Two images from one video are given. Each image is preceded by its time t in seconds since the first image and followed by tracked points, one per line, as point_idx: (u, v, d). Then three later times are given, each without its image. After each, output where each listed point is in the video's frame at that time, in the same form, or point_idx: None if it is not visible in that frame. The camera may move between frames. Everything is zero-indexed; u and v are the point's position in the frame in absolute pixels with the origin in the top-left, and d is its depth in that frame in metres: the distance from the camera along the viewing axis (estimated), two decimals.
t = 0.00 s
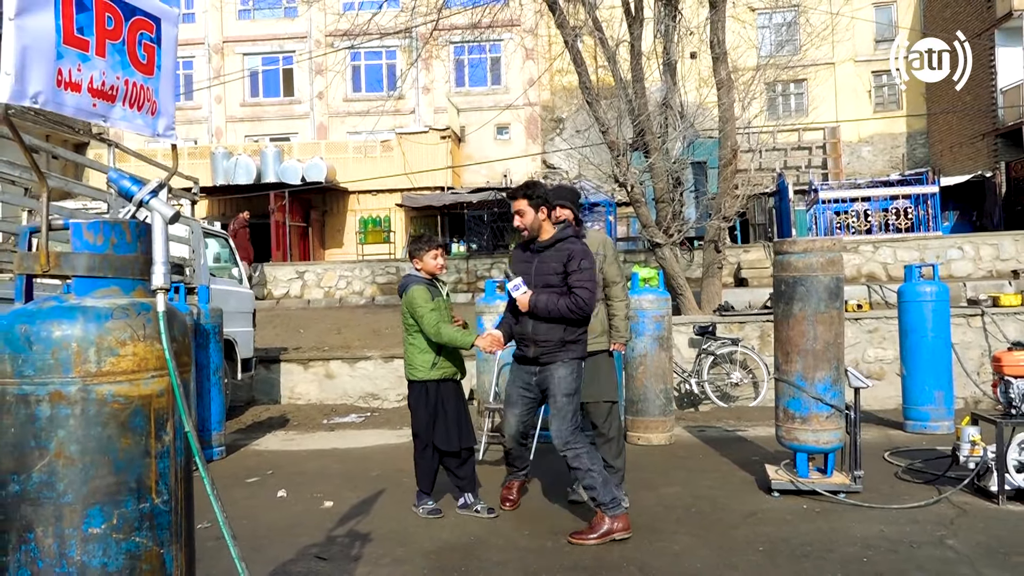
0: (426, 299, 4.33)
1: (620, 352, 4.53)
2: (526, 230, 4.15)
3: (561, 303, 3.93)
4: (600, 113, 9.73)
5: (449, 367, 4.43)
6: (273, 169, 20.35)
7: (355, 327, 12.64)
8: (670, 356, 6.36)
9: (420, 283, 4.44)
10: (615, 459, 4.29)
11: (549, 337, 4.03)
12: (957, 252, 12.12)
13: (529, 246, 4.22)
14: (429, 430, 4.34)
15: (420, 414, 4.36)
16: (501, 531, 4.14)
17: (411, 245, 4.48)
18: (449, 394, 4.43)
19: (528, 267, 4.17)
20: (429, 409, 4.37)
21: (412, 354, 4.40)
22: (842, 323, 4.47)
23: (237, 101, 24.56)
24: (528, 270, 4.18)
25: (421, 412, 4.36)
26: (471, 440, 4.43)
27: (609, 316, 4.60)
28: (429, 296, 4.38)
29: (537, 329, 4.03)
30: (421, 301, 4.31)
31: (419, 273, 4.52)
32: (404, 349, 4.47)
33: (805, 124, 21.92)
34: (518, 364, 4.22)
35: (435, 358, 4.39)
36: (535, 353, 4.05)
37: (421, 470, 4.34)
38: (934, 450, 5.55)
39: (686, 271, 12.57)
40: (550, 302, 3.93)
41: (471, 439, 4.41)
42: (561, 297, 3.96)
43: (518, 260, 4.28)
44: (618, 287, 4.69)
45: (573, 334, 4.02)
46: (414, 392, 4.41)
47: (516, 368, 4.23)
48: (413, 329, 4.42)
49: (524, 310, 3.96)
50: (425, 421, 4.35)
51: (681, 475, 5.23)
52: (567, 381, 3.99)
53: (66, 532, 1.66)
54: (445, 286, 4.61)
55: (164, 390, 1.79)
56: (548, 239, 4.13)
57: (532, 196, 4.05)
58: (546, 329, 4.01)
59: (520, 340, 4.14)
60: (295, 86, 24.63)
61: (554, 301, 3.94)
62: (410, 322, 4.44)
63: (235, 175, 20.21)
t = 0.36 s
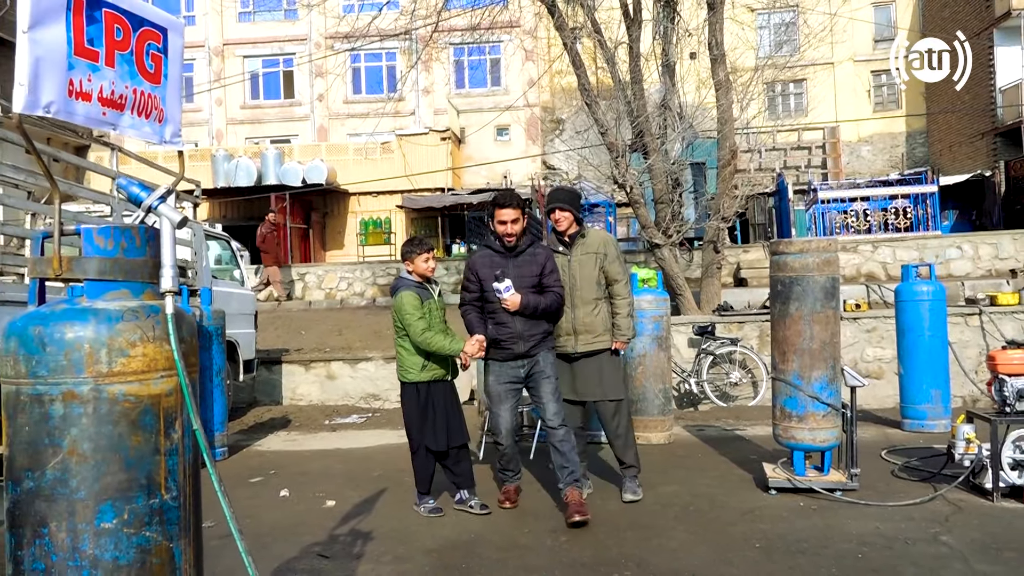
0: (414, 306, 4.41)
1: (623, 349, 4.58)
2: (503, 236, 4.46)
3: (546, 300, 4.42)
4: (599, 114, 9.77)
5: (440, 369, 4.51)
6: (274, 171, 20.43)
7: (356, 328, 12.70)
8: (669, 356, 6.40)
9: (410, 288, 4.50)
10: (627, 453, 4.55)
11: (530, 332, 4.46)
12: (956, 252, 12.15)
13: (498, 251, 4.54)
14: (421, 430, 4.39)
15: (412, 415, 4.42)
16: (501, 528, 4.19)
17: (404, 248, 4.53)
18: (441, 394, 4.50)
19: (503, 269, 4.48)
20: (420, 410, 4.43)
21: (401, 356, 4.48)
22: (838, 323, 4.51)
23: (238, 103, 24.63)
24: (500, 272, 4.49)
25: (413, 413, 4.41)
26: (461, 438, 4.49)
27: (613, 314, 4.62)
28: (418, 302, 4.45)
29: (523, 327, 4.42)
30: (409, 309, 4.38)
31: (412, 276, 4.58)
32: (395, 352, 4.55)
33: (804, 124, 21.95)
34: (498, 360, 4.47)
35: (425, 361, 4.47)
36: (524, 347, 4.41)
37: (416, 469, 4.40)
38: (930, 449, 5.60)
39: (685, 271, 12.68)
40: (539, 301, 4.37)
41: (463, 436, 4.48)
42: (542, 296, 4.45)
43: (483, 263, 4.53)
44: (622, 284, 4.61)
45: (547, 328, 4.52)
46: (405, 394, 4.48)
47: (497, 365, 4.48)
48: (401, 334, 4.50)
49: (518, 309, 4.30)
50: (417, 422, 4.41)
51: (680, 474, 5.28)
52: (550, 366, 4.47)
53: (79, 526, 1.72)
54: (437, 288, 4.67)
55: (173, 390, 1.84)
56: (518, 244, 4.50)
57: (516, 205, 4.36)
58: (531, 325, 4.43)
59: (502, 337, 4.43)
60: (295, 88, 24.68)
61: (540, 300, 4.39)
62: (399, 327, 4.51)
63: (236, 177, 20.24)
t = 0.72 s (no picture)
0: (415, 308, 4.46)
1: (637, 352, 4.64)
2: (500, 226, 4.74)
3: (538, 285, 4.79)
4: (598, 116, 9.81)
5: (440, 367, 4.58)
6: (273, 171, 20.45)
7: (356, 329, 12.75)
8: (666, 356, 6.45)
9: (412, 288, 4.55)
10: (636, 451, 4.67)
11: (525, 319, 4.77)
12: (953, 251, 12.22)
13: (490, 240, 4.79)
14: (422, 430, 4.44)
15: (412, 415, 4.47)
16: (501, 526, 4.25)
17: (405, 248, 4.56)
18: (441, 393, 4.58)
19: (499, 259, 4.77)
20: (420, 409, 4.48)
21: (402, 356, 4.53)
22: (834, 322, 4.57)
23: (237, 104, 24.66)
24: (496, 260, 4.75)
25: (414, 412, 4.46)
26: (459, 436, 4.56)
27: (629, 317, 4.68)
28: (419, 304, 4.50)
29: (519, 313, 4.73)
30: (410, 311, 4.44)
31: (412, 277, 4.62)
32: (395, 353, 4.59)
33: (803, 125, 22.00)
34: (495, 346, 4.71)
35: (425, 361, 4.52)
36: (521, 335, 4.71)
37: (419, 469, 4.43)
38: (926, 447, 5.66)
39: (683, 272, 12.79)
40: (535, 287, 4.75)
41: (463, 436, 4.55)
42: (533, 282, 4.81)
43: (479, 251, 4.76)
44: (640, 288, 4.66)
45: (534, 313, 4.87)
46: (405, 394, 4.53)
47: (492, 351, 4.71)
48: (400, 335, 4.55)
49: (518, 295, 4.64)
50: (416, 421, 4.46)
51: (678, 472, 5.33)
52: (538, 358, 4.82)
53: (94, 521, 1.77)
54: (437, 289, 4.74)
55: (184, 388, 1.89)
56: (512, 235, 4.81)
57: (517, 197, 4.67)
58: (524, 310, 4.76)
59: (499, 323, 4.69)
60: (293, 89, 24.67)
61: (533, 285, 4.76)
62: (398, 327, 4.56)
63: (234, 178, 20.25)
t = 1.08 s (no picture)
0: (420, 309, 4.51)
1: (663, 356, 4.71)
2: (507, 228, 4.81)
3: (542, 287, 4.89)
4: (600, 118, 9.87)
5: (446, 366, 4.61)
6: (276, 173, 20.47)
7: (359, 330, 12.79)
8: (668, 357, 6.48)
9: (418, 290, 4.60)
10: (647, 453, 4.69)
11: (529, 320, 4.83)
12: (956, 252, 12.23)
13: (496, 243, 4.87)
14: (427, 430, 4.49)
15: (417, 414, 4.53)
16: (505, 525, 4.29)
17: (411, 250, 4.60)
18: (446, 393, 4.62)
19: (506, 260, 4.84)
20: (425, 409, 4.53)
21: (407, 357, 4.57)
22: (834, 324, 4.61)
23: (240, 106, 24.74)
24: (503, 262, 4.83)
25: (418, 412, 4.51)
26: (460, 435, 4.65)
27: (656, 320, 4.73)
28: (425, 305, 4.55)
29: (525, 314, 4.81)
30: (415, 312, 4.49)
31: (417, 278, 4.66)
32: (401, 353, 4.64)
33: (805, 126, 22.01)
34: (500, 345, 4.74)
35: (431, 361, 4.56)
36: (527, 335, 4.78)
37: (425, 469, 4.48)
38: (926, 448, 5.69)
39: (685, 273, 12.83)
40: (540, 289, 4.86)
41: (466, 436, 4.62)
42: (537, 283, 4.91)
43: (486, 252, 4.83)
44: (669, 291, 4.73)
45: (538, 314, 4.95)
46: (411, 393, 4.58)
47: (498, 350, 4.74)
48: (404, 337, 4.60)
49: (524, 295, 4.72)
50: (421, 420, 4.52)
51: (680, 473, 5.36)
52: (536, 361, 4.91)
53: (110, 518, 1.82)
54: (443, 291, 4.78)
55: (198, 389, 1.94)
56: (518, 236, 4.88)
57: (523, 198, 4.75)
58: (530, 311, 4.84)
59: (505, 322, 4.75)
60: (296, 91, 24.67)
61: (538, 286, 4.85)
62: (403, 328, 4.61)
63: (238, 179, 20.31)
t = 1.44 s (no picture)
0: (418, 312, 4.55)
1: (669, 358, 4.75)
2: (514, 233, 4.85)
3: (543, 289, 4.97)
4: (601, 120, 9.93)
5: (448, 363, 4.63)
6: (279, 175, 20.48)
7: (362, 331, 12.84)
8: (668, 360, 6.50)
9: (421, 290, 4.65)
10: (648, 453, 4.73)
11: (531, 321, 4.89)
12: (957, 255, 12.23)
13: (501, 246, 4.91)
14: (432, 430, 4.55)
15: (422, 414, 4.57)
16: (506, 526, 4.32)
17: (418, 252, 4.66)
18: (448, 395, 4.64)
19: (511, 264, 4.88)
20: (429, 409, 4.57)
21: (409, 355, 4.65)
22: (833, 326, 4.64)
23: (243, 107, 24.82)
24: (509, 265, 4.88)
25: (423, 412, 4.56)
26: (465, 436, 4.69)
27: (664, 323, 4.76)
28: (425, 307, 4.60)
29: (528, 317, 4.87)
30: (411, 314, 4.55)
31: (423, 280, 4.71)
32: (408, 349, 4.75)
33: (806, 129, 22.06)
34: (505, 346, 4.77)
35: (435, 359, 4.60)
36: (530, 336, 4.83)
37: (428, 468, 4.51)
38: (925, 450, 5.72)
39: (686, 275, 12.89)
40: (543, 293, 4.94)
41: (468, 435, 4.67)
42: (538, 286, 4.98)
43: (492, 256, 4.88)
44: (677, 294, 4.76)
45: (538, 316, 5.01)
46: (414, 392, 4.64)
47: (502, 350, 4.77)
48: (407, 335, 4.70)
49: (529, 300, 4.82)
50: (424, 421, 4.57)
51: (680, 474, 5.40)
52: (536, 361, 4.97)
53: (119, 517, 1.86)
54: (450, 292, 4.81)
55: (204, 391, 1.98)
56: (524, 241, 4.92)
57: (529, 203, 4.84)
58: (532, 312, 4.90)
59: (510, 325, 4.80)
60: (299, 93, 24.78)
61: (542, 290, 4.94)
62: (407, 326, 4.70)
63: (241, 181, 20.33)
